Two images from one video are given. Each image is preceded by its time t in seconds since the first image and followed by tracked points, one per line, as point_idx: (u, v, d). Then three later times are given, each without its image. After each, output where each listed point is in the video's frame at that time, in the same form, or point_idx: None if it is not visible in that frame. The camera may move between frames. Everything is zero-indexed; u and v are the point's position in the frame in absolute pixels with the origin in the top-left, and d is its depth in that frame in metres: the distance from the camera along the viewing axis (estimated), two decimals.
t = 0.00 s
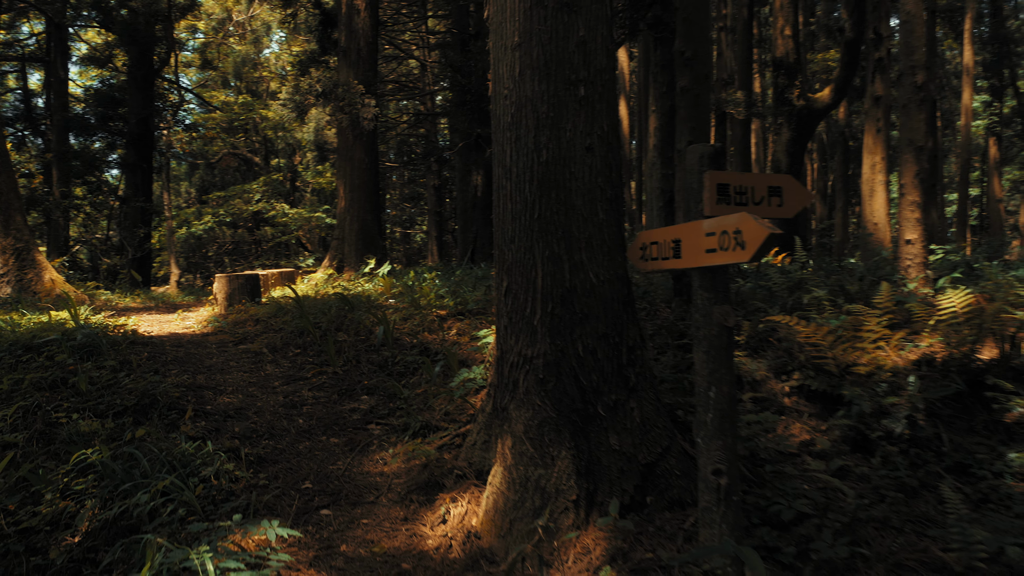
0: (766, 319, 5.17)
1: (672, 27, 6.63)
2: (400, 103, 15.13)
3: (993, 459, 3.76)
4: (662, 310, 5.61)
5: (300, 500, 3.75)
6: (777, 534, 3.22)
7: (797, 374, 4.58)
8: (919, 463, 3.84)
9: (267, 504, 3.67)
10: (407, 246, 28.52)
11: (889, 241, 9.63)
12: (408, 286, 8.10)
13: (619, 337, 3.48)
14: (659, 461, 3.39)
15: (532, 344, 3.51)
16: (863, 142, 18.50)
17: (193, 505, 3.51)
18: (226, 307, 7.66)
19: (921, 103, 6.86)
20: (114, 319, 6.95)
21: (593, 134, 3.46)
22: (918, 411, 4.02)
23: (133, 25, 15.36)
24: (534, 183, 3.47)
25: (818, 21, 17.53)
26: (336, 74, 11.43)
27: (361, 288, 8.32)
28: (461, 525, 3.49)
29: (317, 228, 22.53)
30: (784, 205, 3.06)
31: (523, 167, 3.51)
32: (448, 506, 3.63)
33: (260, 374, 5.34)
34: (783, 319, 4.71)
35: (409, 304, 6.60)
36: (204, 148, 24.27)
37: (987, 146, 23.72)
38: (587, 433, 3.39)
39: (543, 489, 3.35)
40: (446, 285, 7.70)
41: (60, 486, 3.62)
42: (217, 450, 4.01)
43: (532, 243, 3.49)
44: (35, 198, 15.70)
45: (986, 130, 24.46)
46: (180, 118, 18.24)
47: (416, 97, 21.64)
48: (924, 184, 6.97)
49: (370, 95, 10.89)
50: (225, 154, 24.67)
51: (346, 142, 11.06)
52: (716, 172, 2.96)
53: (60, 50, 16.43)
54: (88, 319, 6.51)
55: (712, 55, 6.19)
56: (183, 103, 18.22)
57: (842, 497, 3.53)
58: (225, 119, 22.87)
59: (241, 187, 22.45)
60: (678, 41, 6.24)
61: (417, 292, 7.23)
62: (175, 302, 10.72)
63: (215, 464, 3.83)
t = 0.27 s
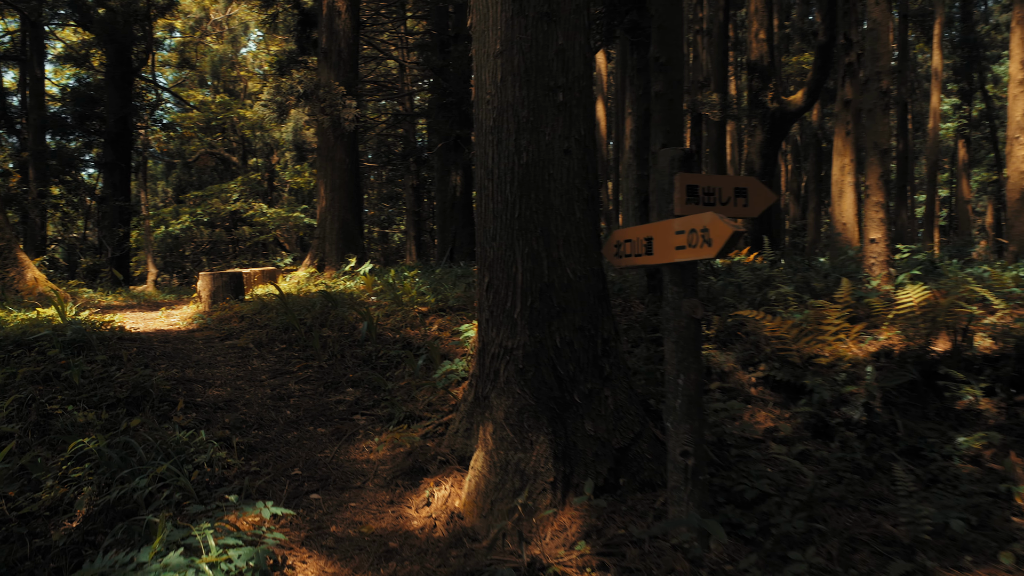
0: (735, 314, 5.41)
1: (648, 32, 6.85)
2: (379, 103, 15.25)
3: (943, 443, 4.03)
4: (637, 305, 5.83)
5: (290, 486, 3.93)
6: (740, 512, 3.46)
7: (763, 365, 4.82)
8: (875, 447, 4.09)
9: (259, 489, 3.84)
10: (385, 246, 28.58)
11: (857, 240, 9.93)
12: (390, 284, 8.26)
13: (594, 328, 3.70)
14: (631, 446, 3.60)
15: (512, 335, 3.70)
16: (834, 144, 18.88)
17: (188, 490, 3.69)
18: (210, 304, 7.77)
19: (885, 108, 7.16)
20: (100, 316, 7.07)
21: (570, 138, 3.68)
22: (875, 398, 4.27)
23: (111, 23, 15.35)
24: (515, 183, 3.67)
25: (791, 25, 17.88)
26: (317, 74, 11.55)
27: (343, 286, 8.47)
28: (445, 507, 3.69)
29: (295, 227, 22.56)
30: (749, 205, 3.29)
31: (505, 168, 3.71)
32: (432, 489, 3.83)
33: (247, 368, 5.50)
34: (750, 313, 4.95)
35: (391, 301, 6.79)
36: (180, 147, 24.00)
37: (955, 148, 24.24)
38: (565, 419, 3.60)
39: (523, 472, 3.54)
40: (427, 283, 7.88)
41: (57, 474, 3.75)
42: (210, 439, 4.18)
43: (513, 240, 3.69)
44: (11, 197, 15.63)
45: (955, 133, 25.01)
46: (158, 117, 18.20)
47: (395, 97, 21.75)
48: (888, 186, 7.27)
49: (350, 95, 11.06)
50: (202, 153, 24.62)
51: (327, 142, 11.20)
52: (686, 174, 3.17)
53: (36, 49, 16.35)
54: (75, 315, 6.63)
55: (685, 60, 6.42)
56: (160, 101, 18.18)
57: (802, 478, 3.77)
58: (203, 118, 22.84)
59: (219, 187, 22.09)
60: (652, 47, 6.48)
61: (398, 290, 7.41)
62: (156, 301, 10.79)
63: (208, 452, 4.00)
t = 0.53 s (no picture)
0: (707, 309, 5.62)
1: (624, 36, 7.06)
2: (359, 103, 15.36)
3: (901, 429, 4.26)
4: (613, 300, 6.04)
5: (281, 473, 4.09)
6: (709, 494, 3.67)
7: (733, 358, 5.05)
8: (837, 434, 4.32)
9: (250, 476, 4.00)
10: (365, 246, 28.61)
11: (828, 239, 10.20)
12: (372, 281, 8.41)
13: (571, 320, 3.90)
14: (607, 432, 3.80)
15: (493, 327, 3.88)
16: (807, 146, 19.22)
17: (182, 477, 3.85)
18: (194, 301, 7.88)
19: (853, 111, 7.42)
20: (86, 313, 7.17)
21: (548, 139, 3.88)
22: (838, 388, 4.50)
23: (90, 22, 15.32)
24: (496, 182, 3.85)
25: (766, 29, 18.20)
26: (298, 74, 11.64)
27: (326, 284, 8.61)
28: (429, 491, 3.87)
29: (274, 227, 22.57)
30: (717, 203, 3.49)
31: (486, 168, 3.89)
32: (417, 475, 4.01)
33: (235, 363, 5.64)
34: (720, 308, 5.17)
35: (374, 298, 6.94)
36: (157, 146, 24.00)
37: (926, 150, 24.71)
38: (543, 406, 3.78)
39: (503, 457, 3.72)
40: (408, 280, 8.04)
41: (53, 463, 3.85)
42: (201, 428, 4.33)
43: (493, 237, 3.87)
44: None
45: (926, 135, 25.48)
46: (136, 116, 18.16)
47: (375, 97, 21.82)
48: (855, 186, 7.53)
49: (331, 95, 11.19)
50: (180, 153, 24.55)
51: (308, 141, 11.30)
52: (657, 174, 3.37)
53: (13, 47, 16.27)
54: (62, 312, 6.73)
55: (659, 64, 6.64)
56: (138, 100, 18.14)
57: (767, 463, 3.99)
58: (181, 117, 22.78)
59: (198, 187, 22.22)
60: (628, 51, 6.68)
61: (381, 287, 7.56)
62: (138, 299, 10.84)
63: (200, 441, 4.16)
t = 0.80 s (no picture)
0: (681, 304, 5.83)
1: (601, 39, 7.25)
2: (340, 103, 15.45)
3: (862, 417, 4.49)
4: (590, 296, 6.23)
5: (270, 461, 4.25)
6: (680, 477, 3.87)
7: (704, 351, 5.26)
8: (802, 422, 4.54)
9: (241, 464, 4.16)
10: (345, 246, 28.63)
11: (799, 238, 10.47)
12: (355, 279, 8.56)
13: (549, 313, 4.09)
14: (584, 420, 4.00)
15: (475, 319, 4.05)
16: (782, 147, 19.55)
17: (175, 464, 4.00)
18: (178, 299, 7.98)
19: (821, 114, 7.67)
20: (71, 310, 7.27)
21: (527, 139, 4.06)
22: (803, 378, 4.72)
23: (68, 20, 15.29)
24: (477, 180, 4.03)
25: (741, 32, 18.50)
26: (279, 74, 11.74)
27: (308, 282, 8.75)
28: (414, 477, 4.04)
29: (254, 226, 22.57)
30: (686, 201, 3.69)
31: (468, 166, 4.06)
32: (402, 462, 4.18)
33: (222, 358, 5.77)
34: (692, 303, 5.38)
35: (357, 295, 7.09)
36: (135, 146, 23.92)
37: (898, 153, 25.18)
38: (523, 395, 3.97)
39: (485, 443, 3.90)
40: (390, 278, 8.19)
41: (48, 452, 3.95)
42: (192, 419, 4.48)
43: (475, 233, 4.05)
44: None
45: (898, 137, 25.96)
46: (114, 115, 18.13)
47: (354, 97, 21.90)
48: (824, 187, 7.79)
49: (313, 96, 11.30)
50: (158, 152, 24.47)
51: (290, 141, 11.40)
52: (630, 173, 3.57)
53: None
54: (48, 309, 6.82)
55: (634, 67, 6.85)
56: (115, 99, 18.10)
57: (736, 449, 4.20)
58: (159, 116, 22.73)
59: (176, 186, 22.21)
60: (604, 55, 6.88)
61: (363, 284, 7.71)
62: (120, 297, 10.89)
63: (192, 431, 4.31)
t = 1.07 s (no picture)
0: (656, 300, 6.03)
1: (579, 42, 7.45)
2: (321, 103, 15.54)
3: (827, 407, 4.71)
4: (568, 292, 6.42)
5: (260, 450, 4.40)
6: (653, 464, 4.06)
7: (678, 344, 5.47)
8: (771, 412, 4.75)
9: (232, 453, 4.31)
10: (325, 245, 28.61)
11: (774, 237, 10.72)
12: (338, 277, 8.69)
13: (528, 307, 4.28)
14: (562, 410, 4.19)
15: (457, 313, 4.22)
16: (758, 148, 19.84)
17: (168, 453, 4.13)
18: (163, 296, 8.08)
19: (793, 116, 7.91)
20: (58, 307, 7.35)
21: (507, 141, 4.24)
22: (772, 370, 4.94)
23: (47, 17, 15.26)
24: (459, 181, 4.21)
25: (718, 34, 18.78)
26: (261, 74, 11.82)
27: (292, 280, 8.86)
28: (400, 465, 4.21)
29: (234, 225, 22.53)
30: (658, 200, 3.90)
31: (450, 167, 4.23)
32: (388, 451, 4.35)
33: (209, 353, 5.90)
34: (667, 299, 5.58)
35: (341, 291, 7.24)
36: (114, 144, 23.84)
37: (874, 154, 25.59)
38: (504, 386, 4.14)
39: (467, 432, 4.07)
40: (373, 276, 8.34)
41: (44, 443, 4.07)
42: (183, 410, 4.62)
43: (457, 231, 4.22)
44: None
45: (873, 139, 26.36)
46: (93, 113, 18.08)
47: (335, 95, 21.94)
48: (795, 187, 8.03)
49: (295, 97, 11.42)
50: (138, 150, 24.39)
51: (272, 140, 11.47)
52: (605, 174, 3.75)
53: None
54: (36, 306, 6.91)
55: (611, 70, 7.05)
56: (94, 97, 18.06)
57: (706, 437, 4.40)
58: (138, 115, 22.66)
59: (155, 184, 21.58)
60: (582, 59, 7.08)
61: (347, 282, 7.85)
62: (103, 295, 10.92)
63: (183, 422, 4.45)
